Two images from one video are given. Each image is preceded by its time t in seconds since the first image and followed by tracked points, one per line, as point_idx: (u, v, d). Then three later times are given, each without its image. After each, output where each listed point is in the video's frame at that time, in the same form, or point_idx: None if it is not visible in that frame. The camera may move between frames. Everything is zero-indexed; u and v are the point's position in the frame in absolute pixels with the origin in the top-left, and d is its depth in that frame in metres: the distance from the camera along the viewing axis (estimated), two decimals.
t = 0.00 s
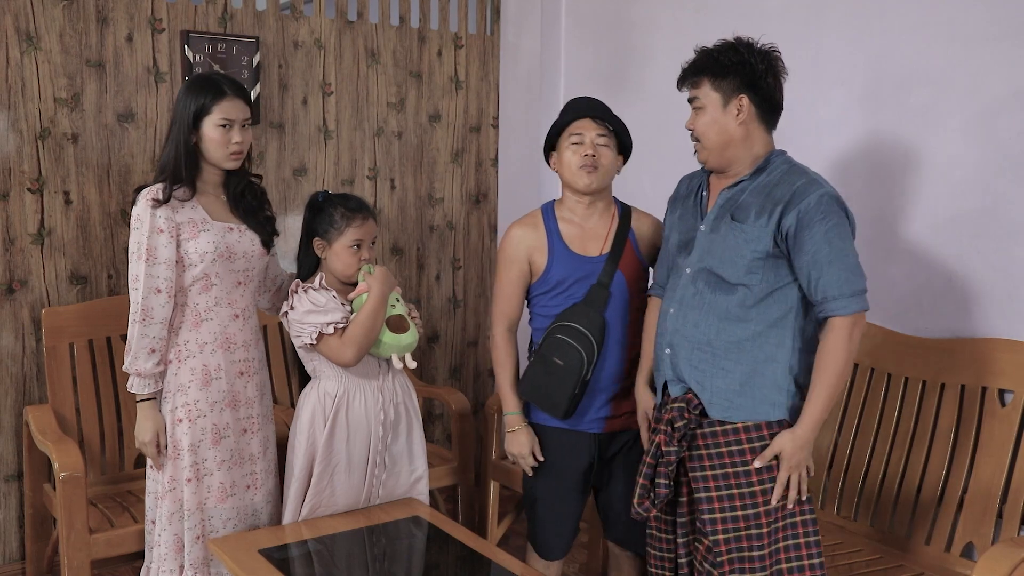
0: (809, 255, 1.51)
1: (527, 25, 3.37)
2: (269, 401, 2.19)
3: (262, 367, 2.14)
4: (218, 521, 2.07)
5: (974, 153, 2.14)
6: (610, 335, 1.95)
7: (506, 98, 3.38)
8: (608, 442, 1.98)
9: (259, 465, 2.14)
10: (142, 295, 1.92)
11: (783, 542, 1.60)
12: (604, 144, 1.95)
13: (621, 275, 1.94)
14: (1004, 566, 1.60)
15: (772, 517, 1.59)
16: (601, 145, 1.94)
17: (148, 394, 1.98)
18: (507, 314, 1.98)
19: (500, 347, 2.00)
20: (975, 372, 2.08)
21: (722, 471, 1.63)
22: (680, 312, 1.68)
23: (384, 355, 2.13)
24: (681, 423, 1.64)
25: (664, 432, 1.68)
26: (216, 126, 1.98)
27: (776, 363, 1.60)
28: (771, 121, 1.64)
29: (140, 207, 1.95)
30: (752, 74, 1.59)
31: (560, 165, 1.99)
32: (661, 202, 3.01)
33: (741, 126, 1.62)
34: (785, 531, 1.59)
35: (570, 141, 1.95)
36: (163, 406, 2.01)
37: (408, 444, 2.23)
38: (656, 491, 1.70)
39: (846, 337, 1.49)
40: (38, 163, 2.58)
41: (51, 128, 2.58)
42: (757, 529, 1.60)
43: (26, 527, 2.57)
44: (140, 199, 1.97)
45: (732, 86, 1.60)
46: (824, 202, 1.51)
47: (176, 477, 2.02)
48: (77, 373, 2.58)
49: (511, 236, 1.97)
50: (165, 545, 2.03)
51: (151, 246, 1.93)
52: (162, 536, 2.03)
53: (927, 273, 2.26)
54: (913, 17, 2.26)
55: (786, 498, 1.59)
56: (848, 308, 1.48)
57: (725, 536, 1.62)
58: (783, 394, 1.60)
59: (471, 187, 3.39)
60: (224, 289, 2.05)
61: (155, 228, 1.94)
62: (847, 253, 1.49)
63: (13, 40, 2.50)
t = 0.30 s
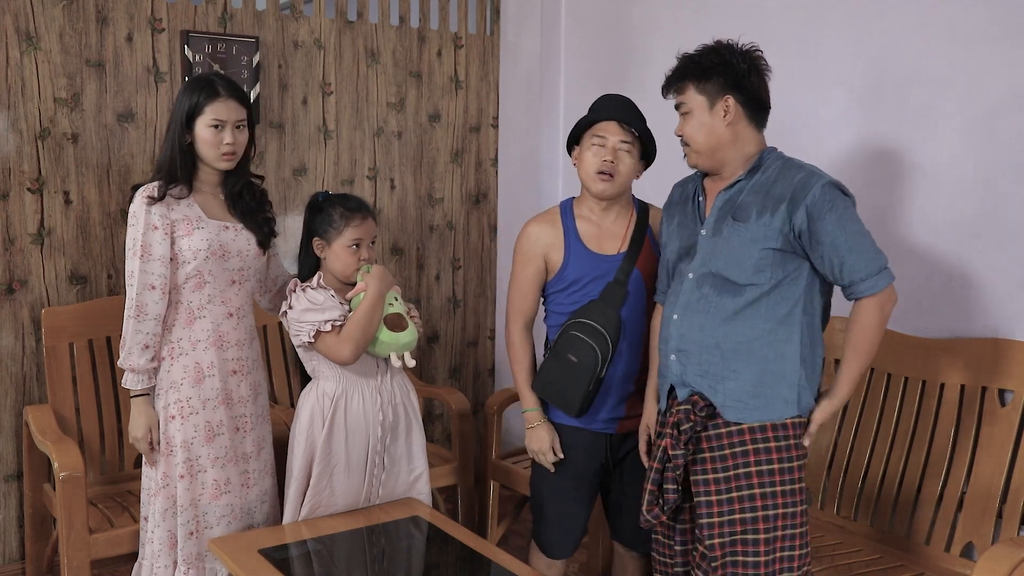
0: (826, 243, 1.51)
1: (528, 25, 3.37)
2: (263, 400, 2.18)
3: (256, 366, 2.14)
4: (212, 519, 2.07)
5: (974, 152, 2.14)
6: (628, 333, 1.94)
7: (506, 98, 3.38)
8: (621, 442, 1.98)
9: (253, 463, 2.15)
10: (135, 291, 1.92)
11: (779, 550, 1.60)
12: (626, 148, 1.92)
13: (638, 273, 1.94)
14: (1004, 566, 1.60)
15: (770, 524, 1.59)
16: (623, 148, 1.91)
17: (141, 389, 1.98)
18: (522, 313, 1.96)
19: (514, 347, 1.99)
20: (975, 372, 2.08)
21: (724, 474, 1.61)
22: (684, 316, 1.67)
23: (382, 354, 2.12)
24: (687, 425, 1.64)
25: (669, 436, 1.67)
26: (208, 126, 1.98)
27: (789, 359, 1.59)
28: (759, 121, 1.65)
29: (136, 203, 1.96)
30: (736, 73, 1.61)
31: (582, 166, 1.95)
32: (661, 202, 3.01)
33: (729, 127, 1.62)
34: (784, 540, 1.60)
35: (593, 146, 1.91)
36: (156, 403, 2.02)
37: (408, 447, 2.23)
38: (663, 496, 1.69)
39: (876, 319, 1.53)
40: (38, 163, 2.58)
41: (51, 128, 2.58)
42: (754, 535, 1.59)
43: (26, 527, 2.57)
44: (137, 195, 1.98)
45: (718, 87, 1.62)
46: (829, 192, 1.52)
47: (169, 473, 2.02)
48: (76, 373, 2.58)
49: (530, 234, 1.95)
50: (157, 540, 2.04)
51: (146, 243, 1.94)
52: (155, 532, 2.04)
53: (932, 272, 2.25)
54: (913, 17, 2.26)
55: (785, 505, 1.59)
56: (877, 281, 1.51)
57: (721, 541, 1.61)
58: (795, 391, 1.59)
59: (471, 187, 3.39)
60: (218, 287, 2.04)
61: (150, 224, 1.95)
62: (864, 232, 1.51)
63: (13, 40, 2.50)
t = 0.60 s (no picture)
0: (859, 243, 1.49)
1: (527, 25, 3.37)
2: (258, 400, 2.18)
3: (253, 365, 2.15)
4: (211, 516, 2.07)
5: (975, 152, 2.14)
6: (642, 333, 1.95)
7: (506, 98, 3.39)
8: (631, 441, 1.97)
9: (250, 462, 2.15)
10: (131, 287, 1.94)
11: (797, 564, 1.60)
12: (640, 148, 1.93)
13: (652, 271, 1.94)
14: (1003, 566, 1.59)
15: (784, 539, 1.59)
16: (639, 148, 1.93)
17: (136, 386, 1.99)
18: (530, 311, 1.95)
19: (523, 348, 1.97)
20: (975, 372, 2.08)
21: (735, 490, 1.62)
22: (698, 317, 1.67)
23: (380, 356, 2.13)
24: (694, 436, 1.62)
25: (675, 446, 1.65)
26: (209, 127, 1.99)
27: (809, 366, 1.56)
28: (795, 120, 1.63)
29: (135, 200, 1.97)
30: (774, 68, 1.59)
31: (596, 166, 1.94)
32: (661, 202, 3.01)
33: (761, 123, 1.61)
34: (802, 553, 1.60)
35: (611, 147, 1.91)
36: (151, 400, 2.02)
37: (407, 447, 2.23)
38: (667, 508, 1.68)
39: (928, 315, 1.49)
40: (37, 163, 2.58)
41: (51, 128, 2.58)
42: (769, 552, 1.59)
43: (25, 528, 2.57)
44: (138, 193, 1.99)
45: (754, 81, 1.60)
46: (862, 192, 1.50)
47: (164, 470, 2.02)
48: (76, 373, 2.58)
49: (542, 232, 1.94)
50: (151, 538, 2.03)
51: (142, 239, 1.95)
52: (149, 530, 2.03)
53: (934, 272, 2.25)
54: (913, 16, 2.26)
55: (800, 519, 1.59)
56: (913, 282, 1.48)
57: (735, 557, 1.62)
58: (812, 401, 1.56)
59: (471, 186, 3.39)
60: (214, 285, 2.04)
61: (147, 222, 1.96)
62: (899, 234, 1.48)
63: (12, 40, 2.50)
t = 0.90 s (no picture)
0: (894, 227, 1.48)
1: (527, 25, 3.37)
2: (261, 400, 2.18)
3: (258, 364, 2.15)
4: (216, 518, 2.07)
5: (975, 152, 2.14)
6: (653, 332, 1.95)
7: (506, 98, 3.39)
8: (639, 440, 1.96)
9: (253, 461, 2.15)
10: (133, 289, 1.94)
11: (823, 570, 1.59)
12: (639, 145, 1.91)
13: (661, 270, 1.94)
14: (1003, 566, 1.59)
15: (809, 547, 1.58)
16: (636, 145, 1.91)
17: (139, 387, 2.00)
18: (542, 314, 1.94)
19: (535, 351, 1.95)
20: (974, 372, 2.08)
21: (758, 499, 1.60)
22: (718, 321, 1.66)
23: (378, 357, 2.13)
24: (715, 446, 1.61)
25: (696, 456, 1.64)
26: (222, 127, 1.98)
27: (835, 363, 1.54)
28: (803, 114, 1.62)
29: (138, 201, 1.97)
30: (779, 66, 1.57)
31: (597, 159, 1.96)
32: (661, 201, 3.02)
33: (773, 126, 1.60)
34: (827, 559, 1.59)
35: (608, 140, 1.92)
36: (156, 401, 2.03)
37: (406, 446, 2.24)
38: (689, 518, 1.67)
39: (968, 291, 1.47)
40: (37, 163, 2.58)
41: (51, 127, 2.58)
42: (794, 561, 1.58)
43: (25, 527, 2.57)
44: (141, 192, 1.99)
45: (760, 83, 1.58)
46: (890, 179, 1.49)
47: (171, 470, 2.02)
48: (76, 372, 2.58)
49: (551, 234, 1.93)
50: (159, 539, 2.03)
51: (145, 240, 1.95)
52: (156, 532, 2.03)
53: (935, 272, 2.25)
54: (914, 16, 2.26)
55: (825, 525, 1.58)
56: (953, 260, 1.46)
57: (759, 566, 1.60)
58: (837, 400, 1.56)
59: (471, 186, 3.39)
60: (220, 284, 2.04)
61: (150, 222, 1.95)
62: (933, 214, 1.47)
63: (12, 39, 2.50)
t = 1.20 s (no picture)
0: (891, 236, 1.35)
1: (527, 25, 3.38)
2: (273, 401, 2.19)
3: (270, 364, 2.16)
4: (224, 523, 2.07)
5: (975, 152, 2.15)
6: (655, 332, 1.95)
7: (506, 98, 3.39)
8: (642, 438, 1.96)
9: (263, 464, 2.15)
10: (149, 293, 1.93)
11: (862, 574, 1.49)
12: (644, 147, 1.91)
13: (663, 269, 1.94)
14: (1003, 566, 1.59)
15: (847, 549, 1.48)
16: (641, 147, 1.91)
17: (155, 394, 1.99)
18: (549, 312, 1.94)
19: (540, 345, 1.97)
20: (973, 371, 2.08)
21: (797, 501, 1.50)
22: (743, 347, 1.57)
23: (377, 358, 2.12)
24: (755, 450, 1.52)
25: (736, 459, 1.56)
26: (234, 125, 1.98)
27: (862, 373, 1.46)
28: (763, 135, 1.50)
29: (148, 203, 1.95)
30: (730, 109, 1.44)
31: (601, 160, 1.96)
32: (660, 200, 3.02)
33: (751, 164, 1.47)
34: (867, 564, 1.49)
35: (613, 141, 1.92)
36: (169, 406, 2.02)
37: (406, 447, 2.24)
38: (731, 522, 1.59)
39: (969, 291, 1.36)
40: (37, 162, 2.57)
41: (50, 126, 2.58)
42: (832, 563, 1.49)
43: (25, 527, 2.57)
44: (150, 194, 1.97)
45: (725, 135, 1.44)
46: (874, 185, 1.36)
47: (185, 475, 2.02)
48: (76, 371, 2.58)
49: (553, 234, 1.95)
50: (170, 546, 2.02)
51: (158, 243, 1.94)
52: (167, 539, 2.03)
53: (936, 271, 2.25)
54: (914, 16, 2.26)
55: (863, 529, 1.48)
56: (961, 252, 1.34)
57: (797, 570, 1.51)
58: (874, 400, 1.46)
59: (471, 185, 3.39)
60: (235, 286, 2.05)
61: (162, 225, 1.94)
62: (928, 211, 1.33)
63: (12, 39, 2.49)
